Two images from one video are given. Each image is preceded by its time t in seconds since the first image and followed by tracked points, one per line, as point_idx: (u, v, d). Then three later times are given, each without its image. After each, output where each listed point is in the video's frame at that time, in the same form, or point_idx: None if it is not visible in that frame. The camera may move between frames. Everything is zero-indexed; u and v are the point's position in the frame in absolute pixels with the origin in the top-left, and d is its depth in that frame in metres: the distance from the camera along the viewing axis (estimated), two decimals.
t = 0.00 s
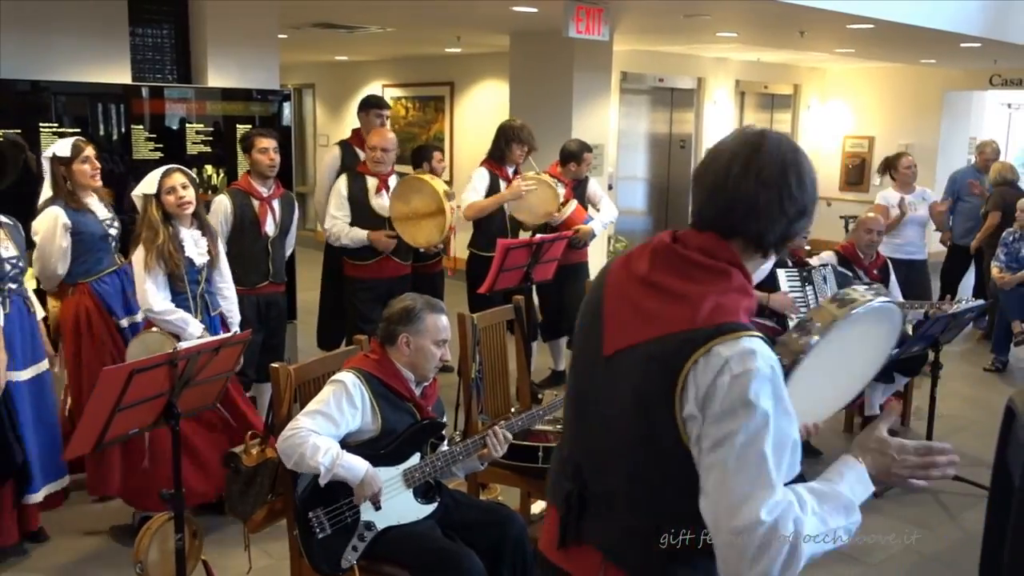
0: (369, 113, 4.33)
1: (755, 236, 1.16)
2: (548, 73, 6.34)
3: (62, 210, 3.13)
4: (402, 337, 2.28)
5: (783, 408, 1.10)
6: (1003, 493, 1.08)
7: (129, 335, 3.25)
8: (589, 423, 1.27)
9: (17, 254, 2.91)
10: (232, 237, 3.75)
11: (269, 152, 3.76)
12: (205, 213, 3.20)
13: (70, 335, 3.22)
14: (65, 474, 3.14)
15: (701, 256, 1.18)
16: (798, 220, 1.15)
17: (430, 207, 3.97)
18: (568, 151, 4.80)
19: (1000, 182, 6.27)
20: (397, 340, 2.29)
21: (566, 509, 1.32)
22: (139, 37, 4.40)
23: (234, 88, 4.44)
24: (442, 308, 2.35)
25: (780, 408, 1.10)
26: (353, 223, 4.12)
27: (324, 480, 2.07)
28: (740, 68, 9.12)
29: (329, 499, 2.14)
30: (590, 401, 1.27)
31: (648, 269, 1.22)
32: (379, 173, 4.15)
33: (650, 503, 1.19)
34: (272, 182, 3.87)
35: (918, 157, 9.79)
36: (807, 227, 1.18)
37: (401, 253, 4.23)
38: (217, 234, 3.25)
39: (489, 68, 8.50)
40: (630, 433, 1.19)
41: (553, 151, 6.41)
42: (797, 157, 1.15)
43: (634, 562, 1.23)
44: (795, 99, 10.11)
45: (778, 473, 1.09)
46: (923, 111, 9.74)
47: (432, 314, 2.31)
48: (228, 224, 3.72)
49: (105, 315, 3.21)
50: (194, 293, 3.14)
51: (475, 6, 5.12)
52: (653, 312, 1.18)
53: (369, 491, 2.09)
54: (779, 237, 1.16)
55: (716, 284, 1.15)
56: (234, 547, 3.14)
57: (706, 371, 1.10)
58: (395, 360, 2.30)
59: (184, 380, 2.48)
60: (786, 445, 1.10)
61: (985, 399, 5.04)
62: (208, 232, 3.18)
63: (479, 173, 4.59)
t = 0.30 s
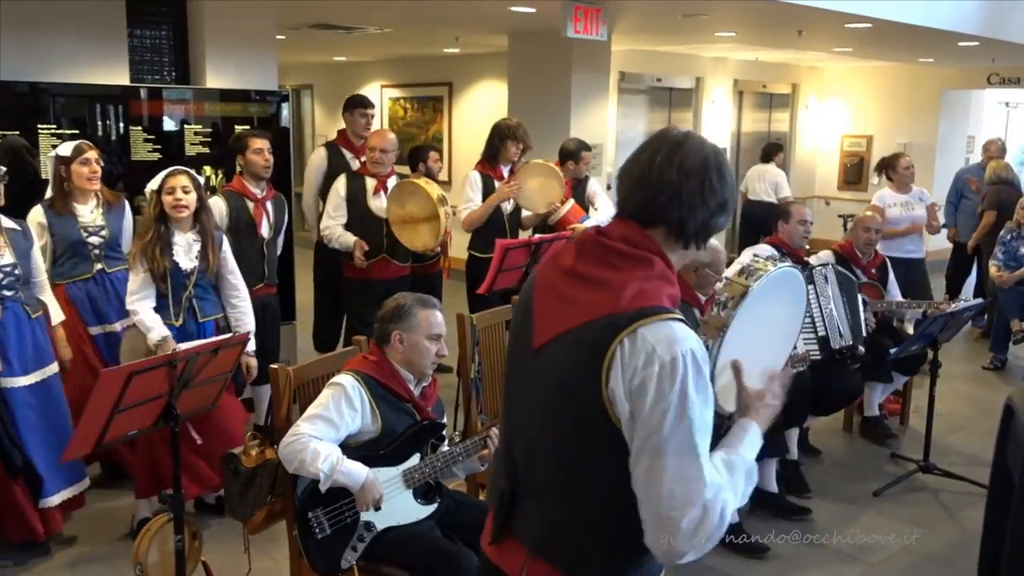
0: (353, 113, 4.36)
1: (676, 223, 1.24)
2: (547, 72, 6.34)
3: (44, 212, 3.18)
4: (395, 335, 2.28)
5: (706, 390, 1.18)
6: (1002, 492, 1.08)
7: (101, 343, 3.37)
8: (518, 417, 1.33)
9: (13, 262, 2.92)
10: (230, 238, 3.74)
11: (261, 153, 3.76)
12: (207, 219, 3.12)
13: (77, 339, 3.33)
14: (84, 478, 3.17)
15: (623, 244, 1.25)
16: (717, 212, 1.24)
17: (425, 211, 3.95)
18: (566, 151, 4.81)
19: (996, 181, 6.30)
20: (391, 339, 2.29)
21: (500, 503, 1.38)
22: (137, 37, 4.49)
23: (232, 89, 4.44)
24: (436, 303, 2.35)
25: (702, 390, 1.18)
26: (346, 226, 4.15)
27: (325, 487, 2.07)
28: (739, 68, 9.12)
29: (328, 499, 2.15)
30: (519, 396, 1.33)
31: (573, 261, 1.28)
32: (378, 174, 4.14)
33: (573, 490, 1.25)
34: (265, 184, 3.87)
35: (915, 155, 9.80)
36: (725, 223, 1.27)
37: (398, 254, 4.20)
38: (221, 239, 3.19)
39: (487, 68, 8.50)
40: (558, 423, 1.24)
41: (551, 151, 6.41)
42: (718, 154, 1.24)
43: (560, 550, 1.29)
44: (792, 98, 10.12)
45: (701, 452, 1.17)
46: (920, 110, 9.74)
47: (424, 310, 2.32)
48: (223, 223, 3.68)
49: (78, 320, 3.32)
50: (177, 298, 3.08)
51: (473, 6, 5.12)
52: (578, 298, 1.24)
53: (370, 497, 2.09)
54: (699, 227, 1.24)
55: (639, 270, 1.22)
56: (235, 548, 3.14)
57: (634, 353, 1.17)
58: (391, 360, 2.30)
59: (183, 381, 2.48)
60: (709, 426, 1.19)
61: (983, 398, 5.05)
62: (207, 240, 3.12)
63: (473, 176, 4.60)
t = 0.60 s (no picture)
0: (344, 113, 4.35)
1: (655, 219, 1.26)
2: (546, 72, 6.34)
3: (33, 204, 3.26)
4: (391, 335, 2.28)
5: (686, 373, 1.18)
6: (1000, 492, 1.08)
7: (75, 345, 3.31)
8: (499, 409, 1.35)
9: None
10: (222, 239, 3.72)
11: (251, 154, 3.75)
12: (188, 218, 3.10)
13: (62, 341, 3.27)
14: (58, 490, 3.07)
15: (601, 237, 1.27)
16: (698, 212, 1.26)
17: (424, 204, 3.90)
18: (565, 151, 4.81)
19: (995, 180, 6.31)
20: (387, 339, 2.28)
21: (486, 501, 1.39)
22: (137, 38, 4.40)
23: (232, 88, 4.44)
24: (431, 302, 2.35)
25: (683, 371, 1.18)
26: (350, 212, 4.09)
27: (321, 488, 2.07)
28: (738, 68, 9.12)
29: (327, 498, 2.14)
30: (501, 389, 1.34)
31: (553, 254, 1.31)
32: (374, 174, 4.17)
33: (554, 477, 1.27)
34: (254, 184, 3.88)
35: (914, 155, 9.81)
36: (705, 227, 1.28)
37: (392, 255, 4.22)
38: (207, 242, 3.16)
39: (487, 68, 8.50)
40: (538, 412, 1.25)
41: (551, 151, 6.41)
42: (699, 161, 1.27)
43: (544, 539, 1.30)
44: (792, 98, 10.12)
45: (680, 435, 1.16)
46: (919, 110, 9.74)
47: (419, 309, 2.32)
48: (219, 223, 3.68)
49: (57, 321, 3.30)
50: (151, 298, 3.09)
51: (472, 6, 5.12)
52: (558, 288, 1.26)
53: (366, 498, 2.08)
54: (677, 226, 1.26)
55: (617, 258, 1.24)
56: (234, 547, 3.14)
57: (611, 336, 1.18)
58: (389, 359, 2.29)
59: (183, 381, 2.48)
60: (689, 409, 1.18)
61: (983, 397, 5.05)
62: (189, 241, 3.10)
63: (472, 180, 4.63)
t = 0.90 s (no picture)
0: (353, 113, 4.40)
1: (684, 220, 1.25)
2: (545, 72, 6.34)
3: (15, 205, 3.22)
4: (388, 336, 2.28)
5: (718, 383, 1.17)
6: (1001, 491, 1.08)
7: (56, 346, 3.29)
8: (539, 418, 1.34)
9: None
10: (221, 241, 3.71)
11: (245, 155, 3.75)
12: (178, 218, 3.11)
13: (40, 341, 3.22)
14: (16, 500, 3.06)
15: (634, 243, 1.26)
16: (731, 207, 1.25)
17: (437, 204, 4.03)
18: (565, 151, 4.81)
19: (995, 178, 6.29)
20: (385, 340, 2.28)
21: (524, 510, 1.38)
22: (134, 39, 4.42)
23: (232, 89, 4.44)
24: (428, 302, 2.34)
25: (715, 381, 1.17)
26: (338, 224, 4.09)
27: (321, 486, 2.07)
28: (738, 67, 9.12)
29: (327, 497, 2.14)
30: (539, 398, 1.33)
31: (584, 261, 1.30)
32: (368, 176, 4.15)
33: (589, 485, 1.25)
34: (247, 185, 3.84)
35: (914, 154, 9.81)
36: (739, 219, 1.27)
37: (387, 259, 4.23)
38: (196, 244, 3.18)
39: (486, 67, 8.50)
40: (578, 420, 1.24)
41: (551, 152, 6.41)
42: (728, 153, 1.25)
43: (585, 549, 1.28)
44: (791, 97, 10.12)
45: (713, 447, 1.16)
46: (920, 109, 9.74)
47: (417, 309, 2.31)
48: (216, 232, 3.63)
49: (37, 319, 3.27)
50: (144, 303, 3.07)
51: (471, 6, 5.12)
52: (590, 297, 1.25)
53: (368, 493, 2.09)
54: (709, 224, 1.25)
55: (649, 267, 1.23)
56: (235, 548, 3.14)
57: (642, 348, 1.17)
58: (387, 360, 2.29)
59: (183, 381, 2.48)
60: (720, 420, 1.17)
61: (983, 396, 5.05)
62: (179, 241, 3.10)
63: (473, 176, 4.62)
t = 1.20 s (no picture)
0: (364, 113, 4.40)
1: (779, 218, 1.24)
2: (545, 72, 6.34)
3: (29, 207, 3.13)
4: (388, 336, 2.28)
5: (831, 383, 1.19)
6: (1001, 489, 1.08)
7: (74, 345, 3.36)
8: (628, 425, 1.35)
9: None
10: (218, 241, 3.71)
11: (238, 157, 3.72)
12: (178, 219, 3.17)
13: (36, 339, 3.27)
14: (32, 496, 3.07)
15: (730, 243, 1.25)
16: (826, 205, 1.24)
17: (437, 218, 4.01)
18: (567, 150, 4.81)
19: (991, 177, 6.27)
20: (384, 340, 2.28)
21: (617, 517, 1.39)
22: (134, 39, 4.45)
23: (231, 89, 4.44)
24: (429, 302, 2.33)
25: (829, 382, 1.19)
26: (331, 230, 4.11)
27: (321, 487, 2.07)
28: (737, 66, 9.11)
29: (327, 497, 2.13)
30: (628, 405, 1.34)
31: (675, 263, 1.30)
32: (364, 178, 4.14)
33: (698, 494, 1.26)
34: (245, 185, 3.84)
35: (914, 153, 9.80)
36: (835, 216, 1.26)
37: (384, 264, 4.22)
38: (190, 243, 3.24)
39: (485, 67, 8.49)
40: (677, 427, 1.25)
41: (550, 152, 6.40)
42: (822, 149, 1.24)
43: (690, 555, 1.30)
44: (792, 96, 10.10)
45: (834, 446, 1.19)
46: (921, 107, 9.73)
47: (417, 310, 2.31)
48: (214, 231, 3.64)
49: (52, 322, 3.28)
50: (157, 301, 3.11)
51: (471, 6, 5.12)
52: (687, 299, 1.25)
53: (368, 495, 2.09)
54: (804, 223, 1.24)
55: (748, 267, 1.22)
56: (235, 548, 3.14)
57: (754, 355, 1.17)
58: (387, 360, 2.29)
59: (184, 381, 2.48)
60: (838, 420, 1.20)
61: (984, 395, 5.04)
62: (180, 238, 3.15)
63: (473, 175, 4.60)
